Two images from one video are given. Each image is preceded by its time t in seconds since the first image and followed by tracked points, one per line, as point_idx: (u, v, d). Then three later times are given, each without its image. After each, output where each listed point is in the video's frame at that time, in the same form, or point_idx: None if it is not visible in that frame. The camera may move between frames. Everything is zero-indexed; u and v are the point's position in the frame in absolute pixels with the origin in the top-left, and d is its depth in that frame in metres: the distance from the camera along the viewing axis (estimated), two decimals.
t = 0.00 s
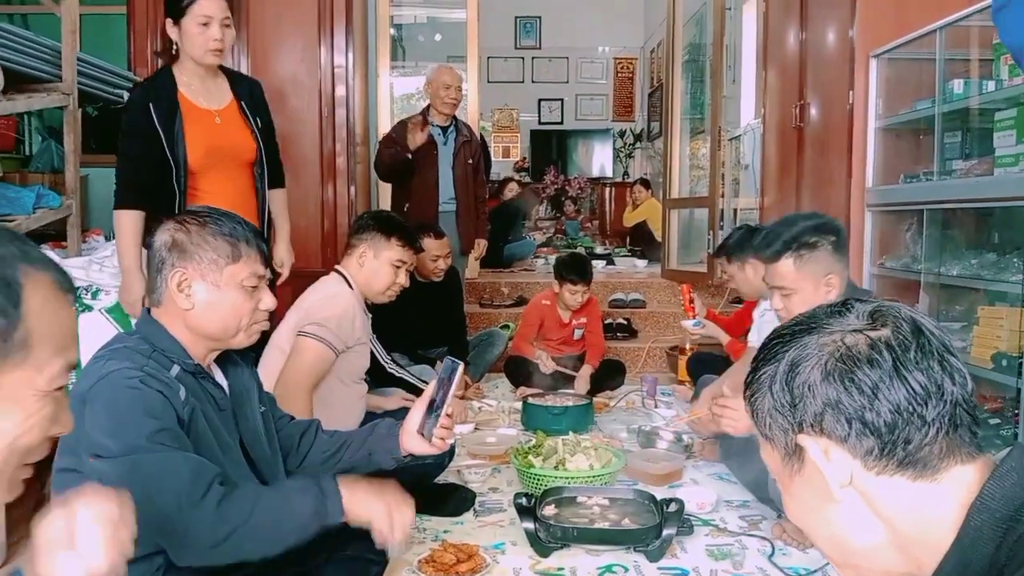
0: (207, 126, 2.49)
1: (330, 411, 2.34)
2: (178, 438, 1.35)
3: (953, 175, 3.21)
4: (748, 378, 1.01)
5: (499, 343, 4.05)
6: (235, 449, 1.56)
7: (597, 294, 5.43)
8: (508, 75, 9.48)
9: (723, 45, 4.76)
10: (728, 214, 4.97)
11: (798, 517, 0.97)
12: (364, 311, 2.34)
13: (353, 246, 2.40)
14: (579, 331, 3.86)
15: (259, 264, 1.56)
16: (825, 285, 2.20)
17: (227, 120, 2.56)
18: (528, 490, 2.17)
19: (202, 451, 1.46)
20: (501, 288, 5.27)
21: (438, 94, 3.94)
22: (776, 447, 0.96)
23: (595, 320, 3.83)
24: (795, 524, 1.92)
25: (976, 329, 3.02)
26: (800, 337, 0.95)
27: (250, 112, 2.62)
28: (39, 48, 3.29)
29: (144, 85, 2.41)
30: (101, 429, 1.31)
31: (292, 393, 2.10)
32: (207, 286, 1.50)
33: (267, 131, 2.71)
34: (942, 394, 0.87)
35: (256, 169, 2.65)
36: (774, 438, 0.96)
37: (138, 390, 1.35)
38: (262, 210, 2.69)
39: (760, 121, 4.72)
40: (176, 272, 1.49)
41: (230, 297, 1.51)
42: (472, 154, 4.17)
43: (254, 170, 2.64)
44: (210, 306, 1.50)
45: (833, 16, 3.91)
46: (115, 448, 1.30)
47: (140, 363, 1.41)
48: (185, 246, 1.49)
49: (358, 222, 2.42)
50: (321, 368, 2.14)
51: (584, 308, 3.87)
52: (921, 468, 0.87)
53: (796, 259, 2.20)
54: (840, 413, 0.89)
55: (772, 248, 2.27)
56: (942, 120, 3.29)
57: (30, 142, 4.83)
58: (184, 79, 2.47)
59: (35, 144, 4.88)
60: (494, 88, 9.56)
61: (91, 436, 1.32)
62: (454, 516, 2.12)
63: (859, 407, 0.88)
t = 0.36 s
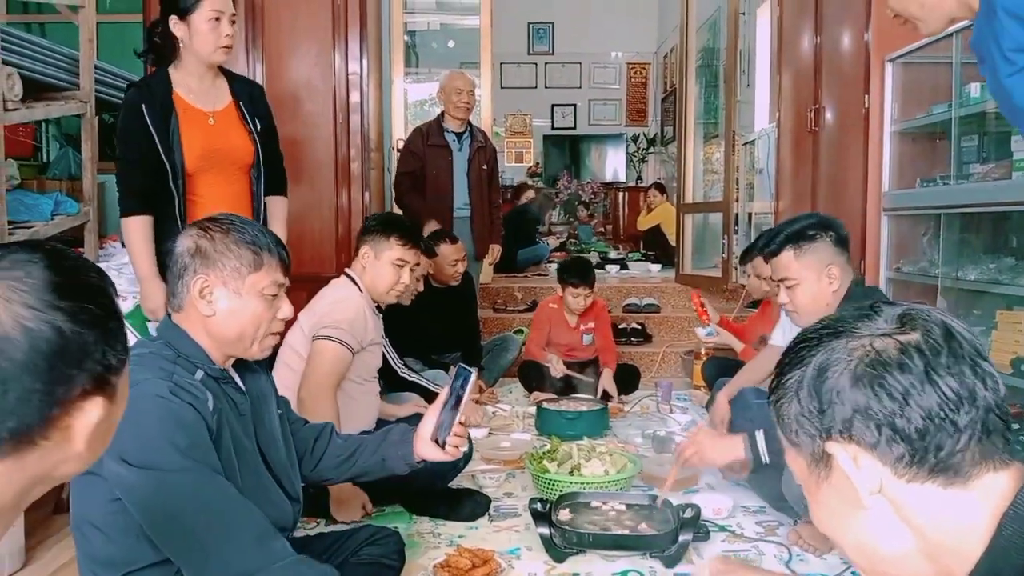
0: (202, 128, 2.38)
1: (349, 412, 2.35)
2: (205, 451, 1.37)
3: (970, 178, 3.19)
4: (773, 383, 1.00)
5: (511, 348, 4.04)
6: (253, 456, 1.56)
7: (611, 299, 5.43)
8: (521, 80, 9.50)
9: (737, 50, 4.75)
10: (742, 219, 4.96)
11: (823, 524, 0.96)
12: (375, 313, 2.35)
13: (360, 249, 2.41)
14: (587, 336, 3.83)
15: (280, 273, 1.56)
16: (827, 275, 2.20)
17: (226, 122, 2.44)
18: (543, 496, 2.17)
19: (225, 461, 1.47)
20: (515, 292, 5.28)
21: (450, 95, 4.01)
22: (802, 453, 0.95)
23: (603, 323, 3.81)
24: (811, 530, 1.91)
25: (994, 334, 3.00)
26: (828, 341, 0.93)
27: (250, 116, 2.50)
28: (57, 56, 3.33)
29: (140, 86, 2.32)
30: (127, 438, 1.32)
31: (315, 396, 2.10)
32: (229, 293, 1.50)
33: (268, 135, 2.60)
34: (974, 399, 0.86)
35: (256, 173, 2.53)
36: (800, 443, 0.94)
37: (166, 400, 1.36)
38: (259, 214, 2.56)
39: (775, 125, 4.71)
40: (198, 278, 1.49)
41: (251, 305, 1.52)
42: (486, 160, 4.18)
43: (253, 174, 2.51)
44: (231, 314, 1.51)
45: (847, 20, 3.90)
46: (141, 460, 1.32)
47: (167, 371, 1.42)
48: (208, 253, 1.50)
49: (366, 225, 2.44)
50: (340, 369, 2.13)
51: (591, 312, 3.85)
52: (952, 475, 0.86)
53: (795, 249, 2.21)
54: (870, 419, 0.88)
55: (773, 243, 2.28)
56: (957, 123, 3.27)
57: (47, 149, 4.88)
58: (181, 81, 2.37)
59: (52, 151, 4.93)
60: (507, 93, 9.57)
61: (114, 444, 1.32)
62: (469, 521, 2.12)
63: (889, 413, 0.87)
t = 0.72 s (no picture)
0: (202, 131, 2.29)
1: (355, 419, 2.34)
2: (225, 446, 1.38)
3: (985, 184, 3.18)
4: (803, 382, 0.98)
5: (523, 354, 4.03)
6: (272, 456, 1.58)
7: (622, 304, 5.42)
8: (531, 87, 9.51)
9: (748, 56, 4.74)
10: (754, 225, 4.95)
11: (847, 524, 0.93)
12: (377, 318, 2.35)
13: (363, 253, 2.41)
14: (597, 344, 3.82)
15: (290, 277, 1.56)
16: (829, 282, 2.19)
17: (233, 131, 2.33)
18: (555, 503, 2.16)
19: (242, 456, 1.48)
20: (526, 298, 5.28)
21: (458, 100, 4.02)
22: (827, 452, 0.92)
23: (611, 330, 3.77)
24: (826, 539, 1.90)
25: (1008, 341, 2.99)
26: (861, 341, 0.91)
27: (263, 130, 2.37)
28: (71, 64, 3.36)
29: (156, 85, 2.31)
30: (146, 442, 1.34)
31: (320, 400, 2.10)
32: (239, 297, 1.50)
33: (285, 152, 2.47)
34: (1008, 409, 0.83)
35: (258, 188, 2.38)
36: (826, 442, 0.92)
37: (178, 403, 1.36)
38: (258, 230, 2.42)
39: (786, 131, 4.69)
40: (209, 281, 1.49)
41: (261, 309, 1.51)
42: (496, 166, 4.17)
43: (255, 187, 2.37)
44: (242, 318, 1.50)
45: (858, 26, 3.88)
46: (162, 462, 1.33)
47: (176, 374, 1.43)
48: (219, 256, 1.50)
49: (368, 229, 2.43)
50: (347, 374, 2.13)
51: (599, 319, 3.83)
52: (981, 484, 0.83)
53: (799, 258, 2.19)
54: (899, 422, 0.85)
55: (770, 253, 2.25)
56: (971, 128, 3.26)
57: (61, 156, 4.92)
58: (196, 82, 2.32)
59: (66, 158, 4.97)
60: (518, 99, 9.59)
61: (136, 450, 1.35)
62: (482, 528, 2.12)
63: (919, 417, 0.84)
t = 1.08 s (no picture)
0: (220, 142, 2.28)
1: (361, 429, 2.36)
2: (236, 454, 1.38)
3: (990, 192, 3.18)
4: (810, 389, 0.98)
5: (528, 361, 4.03)
6: (281, 463, 1.58)
7: (627, 311, 5.42)
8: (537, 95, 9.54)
9: (753, 63, 4.76)
10: (759, 231, 4.95)
11: (852, 531, 0.93)
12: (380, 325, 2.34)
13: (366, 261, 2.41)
14: (603, 350, 3.83)
15: (303, 286, 1.57)
16: (850, 296, 2.17)
17: (251, 141, 2.32)
18: (560, 510, 2.16)
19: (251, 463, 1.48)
20: (531, 304, 5.29)
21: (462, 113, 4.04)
22: (833, 459, 0.93)
23: (618, 336, 3.78)
24: (832, 547, 1.90)
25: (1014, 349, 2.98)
26: (868, 350, 0.91)
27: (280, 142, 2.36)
28: (79, 73, 3.38)
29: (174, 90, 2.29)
30: (157, 451, 1.35)
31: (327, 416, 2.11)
32: (253, 307, 1.51)
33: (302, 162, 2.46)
34: (1013, 420, 0.84)
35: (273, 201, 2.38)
36: (832, 450, 0.92)
37: (189, 411, 1.37)
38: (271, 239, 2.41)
39: (791, 138, 4.69)
40: (223, 292, 1.50)
41: (275, 318, 1.52)
42: (501, 173, 4.19)
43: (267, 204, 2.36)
44: (256, 328, 1.51)
45: (863, 33, 3.89)
46: (172, 472, 1.35)
47: (187, 381, 1.43)
48: (233, 267, 1.51)
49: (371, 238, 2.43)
50: (353, 390, 2.14)
51: (605, 325, 3.83)
52: (986, 493, 0.84)
53: (822, 266, 2.18)
54: (904, 430, 0.85)
55: (795, 259, 2.25)
56: (977, 136, 3.26)
57: (69, 164, 4.95)
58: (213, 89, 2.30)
59: (73, 166, 5.00)
60: (523, 107, 9.62)
61: (148, 458, 1.35)
62: (487, 535, 2.12)
63: (924, 427, 0.84)
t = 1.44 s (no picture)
0: (252, 157, 2.07)
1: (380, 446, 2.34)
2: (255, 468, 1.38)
3: (1011, 203, 3.15)
4: (827, 407, 0.98)
5: (545, 374, 4.02)
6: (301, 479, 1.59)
7: (644, 323, 5.40)
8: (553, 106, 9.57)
9: (770, 74, 4.75)
10: (777, 242, 4.92)
11: (874, 553, 0.92)
12: (398, 340, 2.34)
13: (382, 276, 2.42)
14: (619, 361, 3.78)
15: (329, 306, 1.57)
16: (892, 309, 2.15)
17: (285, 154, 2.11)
18: (579, 524, 2.15)
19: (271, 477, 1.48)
20: (548, 316, 5.28)
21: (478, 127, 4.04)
22: (852, 479, 0.92)
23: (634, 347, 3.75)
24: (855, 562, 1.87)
25: None
26: (884, 368, 0.90)
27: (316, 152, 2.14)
28: (100, 88, 3.42)
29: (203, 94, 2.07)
30: (177, 463, 1.35)
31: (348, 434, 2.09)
32: (278, 325, 1.51)
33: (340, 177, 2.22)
34: None
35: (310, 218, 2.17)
36: (851, 470, 0.91)
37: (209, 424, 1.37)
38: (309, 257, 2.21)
39: (808, 150, 4.65)
40: (249, 309, 1.51)
41: (300, 338, 1.52)
42: (518, 185, 4.18)
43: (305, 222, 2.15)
44: (281, 346, 1.52)
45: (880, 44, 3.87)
46: (193, 484, 1.34)
47: (208, 395, 1.44)
48: (261, 284, 1.52)
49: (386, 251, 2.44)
50: (371, 407, 2.13)
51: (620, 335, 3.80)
52: (1011, 512, 0.82)
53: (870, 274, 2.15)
54: (923, 450, 0.84)
55: (834, 268, 2.22)
56: (997, 145, 3.24)
57: (90, 177, 5.01)
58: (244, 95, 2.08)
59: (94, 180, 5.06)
60: (539, 119, 9.64)
61: (167, 471, 1.36)
62: (505, 549, 2.11)
63: (944, 446, 0.83)
